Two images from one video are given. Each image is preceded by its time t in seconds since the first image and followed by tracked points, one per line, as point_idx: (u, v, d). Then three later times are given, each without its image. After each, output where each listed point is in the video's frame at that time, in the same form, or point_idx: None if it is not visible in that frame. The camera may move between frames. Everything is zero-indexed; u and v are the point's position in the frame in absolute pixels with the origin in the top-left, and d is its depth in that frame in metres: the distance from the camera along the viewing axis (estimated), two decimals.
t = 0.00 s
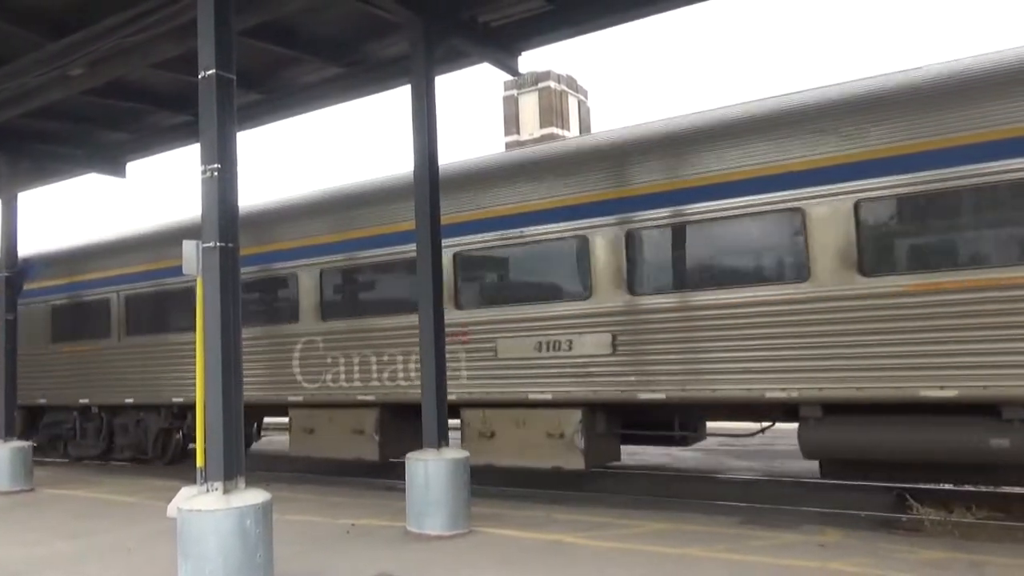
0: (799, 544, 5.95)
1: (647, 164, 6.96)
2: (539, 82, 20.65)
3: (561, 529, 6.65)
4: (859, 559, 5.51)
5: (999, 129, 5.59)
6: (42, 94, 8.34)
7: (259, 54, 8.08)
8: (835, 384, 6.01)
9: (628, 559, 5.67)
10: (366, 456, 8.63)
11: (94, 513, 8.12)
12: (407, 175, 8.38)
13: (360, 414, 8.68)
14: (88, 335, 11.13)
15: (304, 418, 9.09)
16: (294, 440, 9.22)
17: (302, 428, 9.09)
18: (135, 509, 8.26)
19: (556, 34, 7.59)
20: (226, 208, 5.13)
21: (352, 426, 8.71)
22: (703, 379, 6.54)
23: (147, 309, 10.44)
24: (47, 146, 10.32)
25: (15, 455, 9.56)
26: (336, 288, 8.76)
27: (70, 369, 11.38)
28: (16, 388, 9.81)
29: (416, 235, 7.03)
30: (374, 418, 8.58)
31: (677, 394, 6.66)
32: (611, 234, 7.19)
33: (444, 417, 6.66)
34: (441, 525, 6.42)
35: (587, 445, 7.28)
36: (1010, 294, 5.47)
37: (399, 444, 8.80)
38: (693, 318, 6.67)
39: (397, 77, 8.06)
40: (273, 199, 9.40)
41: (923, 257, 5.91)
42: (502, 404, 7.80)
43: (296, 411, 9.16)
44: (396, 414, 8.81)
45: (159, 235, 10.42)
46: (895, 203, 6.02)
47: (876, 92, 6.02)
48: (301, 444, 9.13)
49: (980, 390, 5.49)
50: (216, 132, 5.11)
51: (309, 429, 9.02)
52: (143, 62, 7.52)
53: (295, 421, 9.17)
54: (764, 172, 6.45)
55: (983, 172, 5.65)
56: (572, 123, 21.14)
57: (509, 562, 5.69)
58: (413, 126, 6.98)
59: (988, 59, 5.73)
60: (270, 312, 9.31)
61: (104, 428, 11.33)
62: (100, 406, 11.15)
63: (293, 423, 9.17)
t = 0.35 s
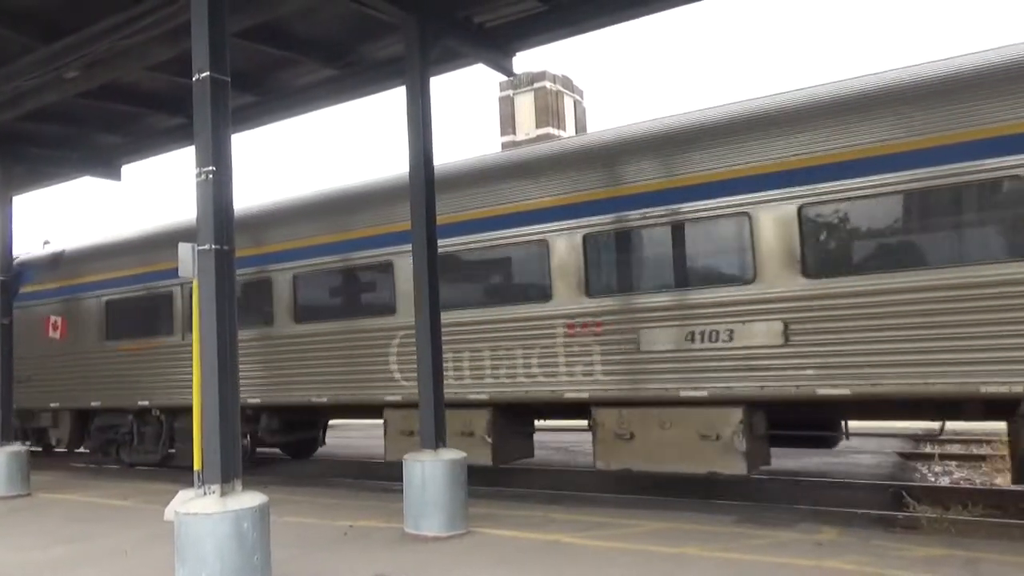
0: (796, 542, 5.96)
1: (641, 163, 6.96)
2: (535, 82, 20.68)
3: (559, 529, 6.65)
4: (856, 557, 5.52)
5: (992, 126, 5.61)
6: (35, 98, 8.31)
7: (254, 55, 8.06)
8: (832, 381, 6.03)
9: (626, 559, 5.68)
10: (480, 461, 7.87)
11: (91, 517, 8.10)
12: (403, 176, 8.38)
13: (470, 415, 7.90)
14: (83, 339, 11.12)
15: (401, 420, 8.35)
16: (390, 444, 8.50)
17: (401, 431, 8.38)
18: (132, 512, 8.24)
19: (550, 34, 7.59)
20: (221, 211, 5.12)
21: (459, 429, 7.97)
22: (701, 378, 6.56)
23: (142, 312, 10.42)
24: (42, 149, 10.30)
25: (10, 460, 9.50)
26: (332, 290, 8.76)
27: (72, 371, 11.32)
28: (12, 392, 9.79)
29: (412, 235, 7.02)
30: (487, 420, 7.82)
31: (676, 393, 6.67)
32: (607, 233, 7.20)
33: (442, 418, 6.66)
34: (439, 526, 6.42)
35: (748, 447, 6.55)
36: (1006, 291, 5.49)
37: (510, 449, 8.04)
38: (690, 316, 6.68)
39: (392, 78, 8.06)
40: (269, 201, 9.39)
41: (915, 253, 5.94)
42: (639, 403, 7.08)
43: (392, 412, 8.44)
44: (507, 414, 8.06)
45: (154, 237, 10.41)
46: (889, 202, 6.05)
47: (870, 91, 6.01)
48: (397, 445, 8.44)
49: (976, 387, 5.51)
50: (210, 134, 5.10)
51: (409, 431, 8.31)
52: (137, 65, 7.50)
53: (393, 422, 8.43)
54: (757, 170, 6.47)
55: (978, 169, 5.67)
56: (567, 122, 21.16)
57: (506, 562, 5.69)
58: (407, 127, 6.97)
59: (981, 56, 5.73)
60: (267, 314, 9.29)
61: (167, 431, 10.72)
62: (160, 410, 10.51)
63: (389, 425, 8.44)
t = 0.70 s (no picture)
0: (809, 542, 5.93)
1: (652, 162, 6.96)
2: (545, 83, 20.70)
3: (571, 529, 6.64)
4: (871, 556, 5.48)
5: (1005, 121, 5.55)
6: (49, 104, 8.39)
7: (263, 59, 8.10)
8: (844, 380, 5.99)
9: (638, 560, 5.67)
10: (632, 466, 7.05)
11: (107, 519, 8.17)
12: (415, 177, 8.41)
13: (621, 416, 7.12)
14: (98, 342, 11.22)
15: (538, 420, 7.56)
16: (525, 448, 7.69)
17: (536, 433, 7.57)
18: (147, 515, 8.30)
19: (557, 34, 7.60)
20: (233, 214, 5.16)
21: (608, 429, 7.17)
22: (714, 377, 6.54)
23: (157, 315, 10.51)
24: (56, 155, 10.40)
25: (29, 462, 9.65)
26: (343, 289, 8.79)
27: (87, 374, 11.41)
28: (29, 395, 9.93)
29: (422, 237, 7.04)
30: (643, 419, 7.02)
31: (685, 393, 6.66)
32: (617, 233, 7.18)
33: (453, 419, 6.67)
34: (451, 527, 6.43)
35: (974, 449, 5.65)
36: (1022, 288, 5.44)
37: (665, 452, 7.22)
38: (703, 316, 6.66)
39: (400, 80, 8.10)
40: (282, 204, 9.45)
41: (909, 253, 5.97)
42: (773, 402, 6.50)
43: (526, 413, 7.66)
44: (662, 414, 7.23)
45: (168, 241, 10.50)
46: (895, 199, 6.02)
47: (879, 88, 6.04)
48: (534, 451, 7.61)
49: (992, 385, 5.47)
50: (221, 138, 5.14)
51: (547, 433, 7.49)
52: (148, 70, 7.56)
53: (526, 424, 7.65)
54: (769, 168, 6.44)
55: (991, 165, 5.61)
56: (578, 123, 21.16)
57: (518, 563, 5.70)
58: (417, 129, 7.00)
59: (993, 54, 5.72)
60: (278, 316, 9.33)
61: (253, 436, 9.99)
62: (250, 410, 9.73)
63: (523, 427, 7.65)
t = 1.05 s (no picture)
0: (841, 544, 5.86)
1: (681, 163, 6.92)
2: (573, 83, 20.67)
3: (600, 530, 6.63)
4: (905, 560, 5.40)
5: None
6: (86, 111, 8.58)
7: (293, 63, 8.21)
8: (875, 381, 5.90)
9: (666, 561, 5.65)
10: (849, 477, 6.14)
11: (143, 516, 8.34)
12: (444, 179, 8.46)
13: (832, 416, 6.27)
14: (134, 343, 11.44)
15: (725, 423, 6.72)
16: (708, 456, 6.84)
17: (724, 438, 6.73)
18: (182, 512, 8.45)
19: (584, 34, 7.59)
20: (264, 217, 5.24)
21: (817, 433, 6.31)
22: (744, 378, 6.47)
23: (191, 316, 10.69)
24: (93, 159, 10.63)
25: (70, 460, 9.87)
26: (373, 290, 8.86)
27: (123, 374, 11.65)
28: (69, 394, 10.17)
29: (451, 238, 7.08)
30: (861, 421, 6.16)
31: (716, 394, 6.60)
32: (646, 234, 7.15)
33: (482, 420, 6.70)
34: (481, 527, 6.46)
35: None
36: None
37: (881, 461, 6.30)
38: (732, 317, 6.60)
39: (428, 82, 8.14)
40: (313, 207, 9.56)
41: (935, 253, 5.88)
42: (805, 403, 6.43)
43: (708, 416, 6.83)
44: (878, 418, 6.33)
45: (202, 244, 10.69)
46: (929, 196, 5.92)
47: (910, 84, 5.96)
48: (718, 456, 6.77)
49: None
50: (252, 142, 5.22)
51: (738, 437, 6.63)
52: (182, 76, 7.69)
53: (708, 426, 6.81)
54: (800, 167, 6.37)
55: None
56: (607, 123, 21.10)
57: (546, 563, 5.71)
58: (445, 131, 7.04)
59: None
60: (309, 318, 9.43)
61: (373, 440, 9.35)
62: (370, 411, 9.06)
63: (705, 430, 6.81)
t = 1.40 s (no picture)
0: (865, 549, 5.79)
1: (705, 163, 6.88)
2: (596, 82, 20.62)
3: (621, 532, 6.61)
4: (930, 565, 5.33)
5: None
6: (115, 114, 8.73)
7: (316, 65, 8.30)
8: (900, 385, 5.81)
9: (686, 563, 5.63)
10: None
11: (170, 512, 8.47)
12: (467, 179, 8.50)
13: None
14: (161, 342, 11.62)
15: (963, 428, 5.79)
16: (936, 467, 5.88)
17: (959, 445, 5.80)
18: (208, 509, 8.57)
19: (607, 35, 7.58)
20: (288, 218, 5.30)
21: None
22: (766, 380, 6.42)
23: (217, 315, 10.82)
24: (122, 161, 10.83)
25: (98, 457, 10.05)
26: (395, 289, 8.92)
27: (150, 372, 11.83)
28: (98, 392, 10.36)
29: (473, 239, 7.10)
30: None
31: (736, 397, 6.57)
32: (669, 235, 7.11)
33: (502, 420, 6.72)
34: (501, 527, 6.47)
35: None
36: None
37: None
38: (755, 318, 6.55)
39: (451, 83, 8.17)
40: (337, 208, 9.65)
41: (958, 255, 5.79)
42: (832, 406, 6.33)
43: (938, 421, 5.90)
44: None
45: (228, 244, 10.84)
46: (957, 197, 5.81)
47: (937, 83, 5.91)
48: (950, 466, 5.82)
49: None
50: (276, 144, 5.28)
51: (982, 445, 5.69)
52: (208, 79, 7.80)
53: (943, 431, 5.87)
54: (825, 167, 6.30)
55: None
56: (630, 123, 21.04)
57: (566, 564, 5.71)
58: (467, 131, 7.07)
59: None
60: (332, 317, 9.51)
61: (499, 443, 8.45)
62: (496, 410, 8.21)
63: (938, 435, 5.89)
